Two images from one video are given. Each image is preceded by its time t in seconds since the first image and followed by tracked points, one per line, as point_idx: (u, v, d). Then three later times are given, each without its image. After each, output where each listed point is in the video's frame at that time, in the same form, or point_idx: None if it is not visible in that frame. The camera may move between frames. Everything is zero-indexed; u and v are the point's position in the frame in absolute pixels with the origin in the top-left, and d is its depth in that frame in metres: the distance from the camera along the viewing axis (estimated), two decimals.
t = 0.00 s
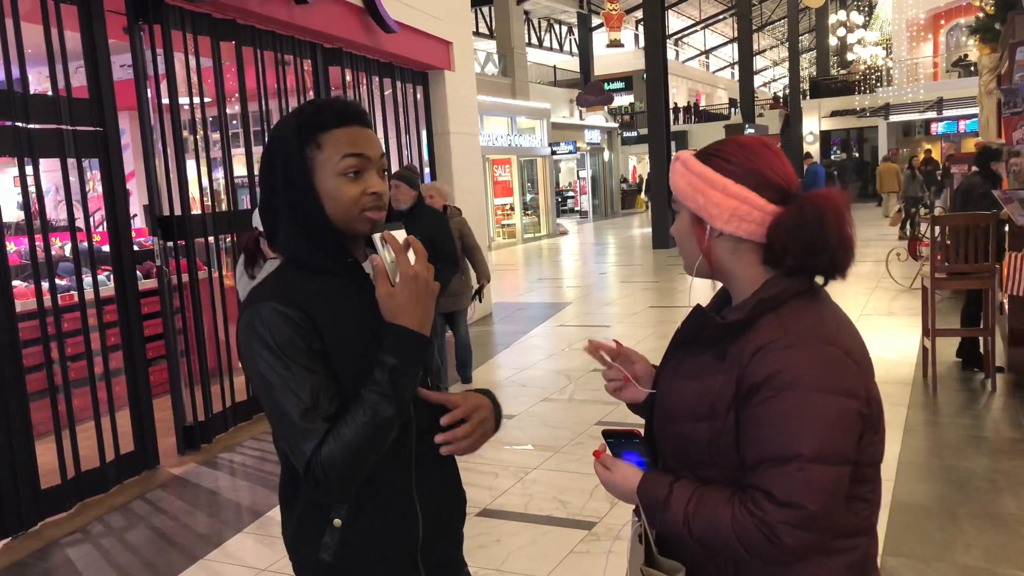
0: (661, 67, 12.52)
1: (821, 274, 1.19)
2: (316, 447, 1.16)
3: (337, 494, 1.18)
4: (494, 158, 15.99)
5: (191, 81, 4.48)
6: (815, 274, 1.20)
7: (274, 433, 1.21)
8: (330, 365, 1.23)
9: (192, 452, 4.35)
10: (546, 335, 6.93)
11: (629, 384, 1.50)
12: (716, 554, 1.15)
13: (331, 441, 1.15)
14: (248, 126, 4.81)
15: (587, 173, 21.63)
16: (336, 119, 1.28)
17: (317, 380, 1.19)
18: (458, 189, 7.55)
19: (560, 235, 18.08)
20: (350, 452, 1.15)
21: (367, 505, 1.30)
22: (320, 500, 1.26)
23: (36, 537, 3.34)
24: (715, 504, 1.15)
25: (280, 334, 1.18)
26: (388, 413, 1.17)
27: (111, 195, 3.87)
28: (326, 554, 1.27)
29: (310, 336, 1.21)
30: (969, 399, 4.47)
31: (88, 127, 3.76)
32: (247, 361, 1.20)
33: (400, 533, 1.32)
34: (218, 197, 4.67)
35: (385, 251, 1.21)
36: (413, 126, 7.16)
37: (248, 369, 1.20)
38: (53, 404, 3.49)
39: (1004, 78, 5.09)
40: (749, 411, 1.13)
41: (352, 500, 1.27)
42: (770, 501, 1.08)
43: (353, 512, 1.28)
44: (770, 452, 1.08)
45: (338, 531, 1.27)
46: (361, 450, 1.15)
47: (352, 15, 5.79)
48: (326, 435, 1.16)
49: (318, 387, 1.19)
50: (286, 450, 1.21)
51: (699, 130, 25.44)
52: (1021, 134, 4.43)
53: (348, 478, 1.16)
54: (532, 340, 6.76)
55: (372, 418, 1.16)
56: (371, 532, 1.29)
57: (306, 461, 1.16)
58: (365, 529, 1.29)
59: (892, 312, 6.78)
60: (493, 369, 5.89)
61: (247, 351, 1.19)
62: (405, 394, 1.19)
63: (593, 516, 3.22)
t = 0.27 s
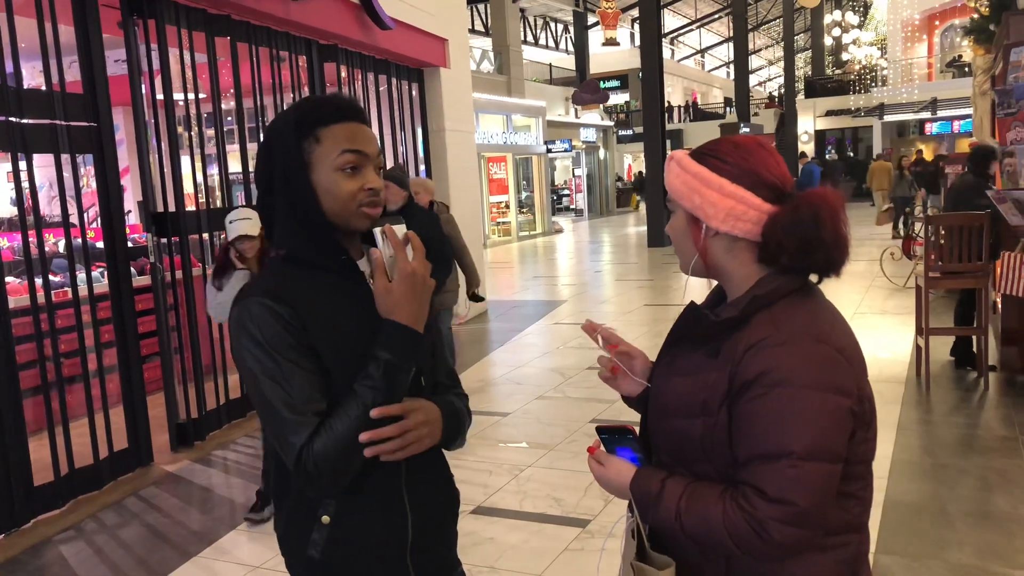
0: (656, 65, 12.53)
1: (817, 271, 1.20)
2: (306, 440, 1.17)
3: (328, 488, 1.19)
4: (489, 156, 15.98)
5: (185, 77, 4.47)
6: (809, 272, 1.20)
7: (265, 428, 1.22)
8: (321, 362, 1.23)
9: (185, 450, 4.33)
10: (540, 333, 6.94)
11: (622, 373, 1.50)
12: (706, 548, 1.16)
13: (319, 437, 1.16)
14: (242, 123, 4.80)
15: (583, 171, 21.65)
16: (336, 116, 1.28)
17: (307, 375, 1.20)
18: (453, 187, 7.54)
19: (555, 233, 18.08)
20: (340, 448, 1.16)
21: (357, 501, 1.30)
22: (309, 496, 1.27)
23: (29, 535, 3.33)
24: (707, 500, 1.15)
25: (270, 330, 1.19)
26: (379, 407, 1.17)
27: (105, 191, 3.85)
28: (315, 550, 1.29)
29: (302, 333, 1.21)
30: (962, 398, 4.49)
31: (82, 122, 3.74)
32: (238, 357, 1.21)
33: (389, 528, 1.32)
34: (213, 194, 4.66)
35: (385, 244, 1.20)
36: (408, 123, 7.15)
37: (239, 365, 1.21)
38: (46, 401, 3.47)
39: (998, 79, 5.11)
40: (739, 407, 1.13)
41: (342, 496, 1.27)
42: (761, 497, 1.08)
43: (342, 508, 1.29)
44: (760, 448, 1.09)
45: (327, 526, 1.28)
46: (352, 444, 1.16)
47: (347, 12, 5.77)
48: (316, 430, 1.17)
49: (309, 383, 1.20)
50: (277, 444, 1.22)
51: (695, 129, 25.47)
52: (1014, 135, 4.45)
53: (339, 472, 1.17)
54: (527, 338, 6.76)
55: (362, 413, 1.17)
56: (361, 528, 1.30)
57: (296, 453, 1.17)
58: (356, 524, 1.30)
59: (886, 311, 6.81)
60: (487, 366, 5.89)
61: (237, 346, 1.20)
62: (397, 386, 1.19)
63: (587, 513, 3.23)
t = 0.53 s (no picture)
0: (651, 61, 12.52)
1: (812, 268, 1.20)
2: (303, 436, 1.16)
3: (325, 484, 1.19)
4: (484, 151, 15.97)
5: (178, 71, 4.44)
6: (804, 269, 1.21)
7: (262, 423, 1.22)
8: (316, 358, 1.23)
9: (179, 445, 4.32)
10: (535, 328, 6.94)
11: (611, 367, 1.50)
12: (700, 542, 1.16)
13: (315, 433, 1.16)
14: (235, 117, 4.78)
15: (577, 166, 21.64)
16: (340, 113, 1.30)
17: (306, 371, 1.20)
18: (447, 182, 7.53)
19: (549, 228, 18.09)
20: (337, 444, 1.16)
21: (352, 497, 1.30)
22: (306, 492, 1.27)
23: (22, 529, 3.32)
24: (702, 494, 1.15)
25: (266, 325, 1.18)
26: (375, 403, 1.17)
27: (98, 185, 3.83)
28: (310, 546, 1.29)
29: (297, 329, 1.21)
30: (954, 393, 4.51)
31: (74, 116, 3.72)
32: (235, 353, 1.20)
33: (383, 525, 1.32)
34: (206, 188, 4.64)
35: (386, 243, 1.19)
36: (402, 118, 7.13)
37: (234, 360, 1.21)
38: (39, 395, 3.45)
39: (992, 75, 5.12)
40: (735, 402, 1.14)
41: (337, 492, 1.27)
42: (756, 491, 1.09)
43: (338, 504, 1.29)
44: (756, 443, 1.09)
45: (323, 522, 1.28)
46: (351, 440, 1.17)
47: (341, 6, 5.75)
48: (313, 426, 1.17)
49: (307, 378, 1.20)
50: (274, 440, 1.22)
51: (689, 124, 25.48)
52: (1007, 131, 4.49)
53: (336, 468, 1.17)
54: (521, 333, 6.76)
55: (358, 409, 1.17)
56: (356, 524, 1.30)
57: (294, 449, 1.17)
58: (351, 521, 1.30)
59: (879, 307, 6.83)
60: (482, 362, 5.90)
61: (233, 342, 1.20)
62: (396, 382, 1.19)
63: (581, 508, 3.23)
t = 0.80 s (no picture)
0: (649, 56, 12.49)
1: (812, 263, 1.20)
2: (313, 428, 1.16)
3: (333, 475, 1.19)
4: (481, 145, 15.94)
5: (174, 63, 4.41)
6: (804, 265, 1.21)
7: (267, 414, 1.21)
8: (320, 349, 1.24)
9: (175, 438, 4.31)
10: (531, 323, 6.94)
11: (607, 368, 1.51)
12: (701, 536, 1.16)
13: (326, 425, 1.16)
14: (232, 109, 4.76)
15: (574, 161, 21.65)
16: (344, 106, 1.30)
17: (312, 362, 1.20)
18: (444, 176, 7.51)
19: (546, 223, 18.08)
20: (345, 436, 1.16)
21: (352, 490, 1.30)
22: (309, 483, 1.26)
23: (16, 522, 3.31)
24: (703, 488, 1.15)
25: (270, 318, 1.18)
26: (385, 395, 1.18)
27: (93, 177, 3.81)
28: (311, 538, 1.29)
29: (301, 322, 1.22)
30: (949, 390, 4.53)
31: (69, 107, 3.69)
32: (238, 344, 1.20)
33: (384, 518, 1.32)
34: (202, 181, 4.62)
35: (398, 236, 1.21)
36: (399, 111, 7.11)
37: (238, 352, 1.21)
38: (34, 388, 3.44)
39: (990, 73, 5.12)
40: (737, 397, 1.14)
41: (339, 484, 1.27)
42: (758, 486, 1.09)
43: (339, 497, 1.29)
44: (758, 438, 1.09)
45: (323, 514, 1.28)
46: (361, 431, 1.17)
47: None
48: (321, 418, 1.17)
49: (313, 369, 1.20)
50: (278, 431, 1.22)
51: (686, 120, 25.48)
52: (1003, 129, 4.40)
53: (345, 460, 1.18)
54: (518, 328, 6.76)
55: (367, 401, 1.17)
56: (356, 516, 1.30)
57: (302, 441, 1.16)
58: (350, 513, 1.30)
59: (875, 303, 6.85)
60: (478, 356, 5.90)
61: (234, 333, 1.20)
62: (406, 376, 1.21)
63: (576, 502, 3.24)
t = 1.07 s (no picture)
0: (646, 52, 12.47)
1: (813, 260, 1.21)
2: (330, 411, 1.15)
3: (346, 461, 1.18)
4: (477, 140, 15.93)
5: (170, 55, 4.39)
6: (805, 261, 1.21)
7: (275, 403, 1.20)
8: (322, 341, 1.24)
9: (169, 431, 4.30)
10: (527, 318, 6.95)
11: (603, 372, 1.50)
12: (709, 532, 1.16)
13: (353, 405, 1.14)
14: (228, 103, 4.74)
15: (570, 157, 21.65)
16: (340, 98, 1.30)
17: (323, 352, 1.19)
18: (440, 170, 7.50)
19: (542, 218, 18.08)
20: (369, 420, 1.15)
21: (348, 481, 1.30)
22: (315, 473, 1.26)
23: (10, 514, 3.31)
24: (710, 485, 1.16)
25: (269, 305, 1.18)
26: (423, 385, 1.17)
27: (88, 170, 3.80)
28: (304, 528, 1.29)
29: (298, 311, 1.22)
30: (942, 387, 4.56)
31: (64, 99, 3.67)
32: (235, 332, 1.19)
33: (378, 508, 1.33)
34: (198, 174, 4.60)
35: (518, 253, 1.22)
36: (396, 106, 7.09)
37: (234, 339, 1.20)
38: (28, 380, 3.44)
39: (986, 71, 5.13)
40: (745, 394, 1.14)
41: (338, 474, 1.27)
42: (768, 483, 1.09)
43: (333, 487, 1.29)
44: (770, 435, 1.09)
45: (316, 505, 1.29)
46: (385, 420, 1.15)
47: None
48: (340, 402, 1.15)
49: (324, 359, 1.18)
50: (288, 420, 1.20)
51: (683, 116, 25.48)
52: (998, 127, 4.46)
53: (364, 446, 1.16)
54: (513, 323, 6.77)
55: (408, 389, 1.16)
56: (351, 507, 1.30)
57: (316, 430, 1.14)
58: (342, 504, 1.30)
59: (870, 300, 6.87)
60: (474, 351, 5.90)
61: (230, 323, 1.20)
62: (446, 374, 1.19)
63: (570, 497, 3.25)
